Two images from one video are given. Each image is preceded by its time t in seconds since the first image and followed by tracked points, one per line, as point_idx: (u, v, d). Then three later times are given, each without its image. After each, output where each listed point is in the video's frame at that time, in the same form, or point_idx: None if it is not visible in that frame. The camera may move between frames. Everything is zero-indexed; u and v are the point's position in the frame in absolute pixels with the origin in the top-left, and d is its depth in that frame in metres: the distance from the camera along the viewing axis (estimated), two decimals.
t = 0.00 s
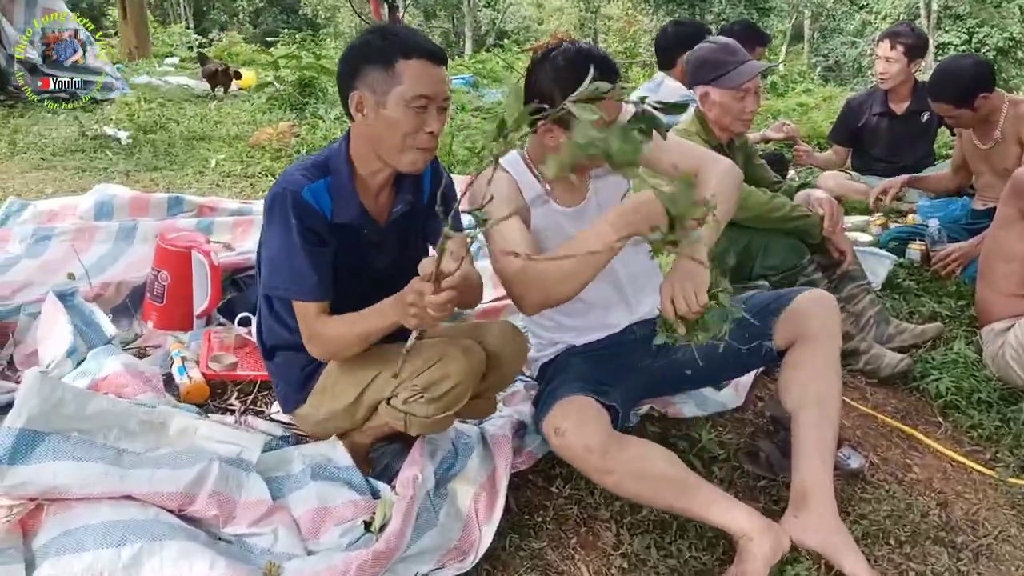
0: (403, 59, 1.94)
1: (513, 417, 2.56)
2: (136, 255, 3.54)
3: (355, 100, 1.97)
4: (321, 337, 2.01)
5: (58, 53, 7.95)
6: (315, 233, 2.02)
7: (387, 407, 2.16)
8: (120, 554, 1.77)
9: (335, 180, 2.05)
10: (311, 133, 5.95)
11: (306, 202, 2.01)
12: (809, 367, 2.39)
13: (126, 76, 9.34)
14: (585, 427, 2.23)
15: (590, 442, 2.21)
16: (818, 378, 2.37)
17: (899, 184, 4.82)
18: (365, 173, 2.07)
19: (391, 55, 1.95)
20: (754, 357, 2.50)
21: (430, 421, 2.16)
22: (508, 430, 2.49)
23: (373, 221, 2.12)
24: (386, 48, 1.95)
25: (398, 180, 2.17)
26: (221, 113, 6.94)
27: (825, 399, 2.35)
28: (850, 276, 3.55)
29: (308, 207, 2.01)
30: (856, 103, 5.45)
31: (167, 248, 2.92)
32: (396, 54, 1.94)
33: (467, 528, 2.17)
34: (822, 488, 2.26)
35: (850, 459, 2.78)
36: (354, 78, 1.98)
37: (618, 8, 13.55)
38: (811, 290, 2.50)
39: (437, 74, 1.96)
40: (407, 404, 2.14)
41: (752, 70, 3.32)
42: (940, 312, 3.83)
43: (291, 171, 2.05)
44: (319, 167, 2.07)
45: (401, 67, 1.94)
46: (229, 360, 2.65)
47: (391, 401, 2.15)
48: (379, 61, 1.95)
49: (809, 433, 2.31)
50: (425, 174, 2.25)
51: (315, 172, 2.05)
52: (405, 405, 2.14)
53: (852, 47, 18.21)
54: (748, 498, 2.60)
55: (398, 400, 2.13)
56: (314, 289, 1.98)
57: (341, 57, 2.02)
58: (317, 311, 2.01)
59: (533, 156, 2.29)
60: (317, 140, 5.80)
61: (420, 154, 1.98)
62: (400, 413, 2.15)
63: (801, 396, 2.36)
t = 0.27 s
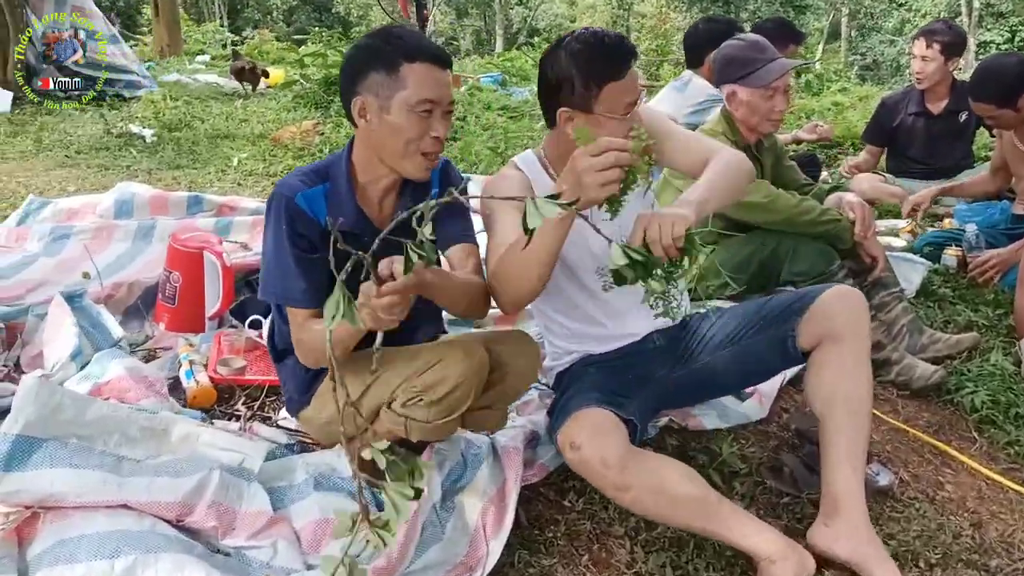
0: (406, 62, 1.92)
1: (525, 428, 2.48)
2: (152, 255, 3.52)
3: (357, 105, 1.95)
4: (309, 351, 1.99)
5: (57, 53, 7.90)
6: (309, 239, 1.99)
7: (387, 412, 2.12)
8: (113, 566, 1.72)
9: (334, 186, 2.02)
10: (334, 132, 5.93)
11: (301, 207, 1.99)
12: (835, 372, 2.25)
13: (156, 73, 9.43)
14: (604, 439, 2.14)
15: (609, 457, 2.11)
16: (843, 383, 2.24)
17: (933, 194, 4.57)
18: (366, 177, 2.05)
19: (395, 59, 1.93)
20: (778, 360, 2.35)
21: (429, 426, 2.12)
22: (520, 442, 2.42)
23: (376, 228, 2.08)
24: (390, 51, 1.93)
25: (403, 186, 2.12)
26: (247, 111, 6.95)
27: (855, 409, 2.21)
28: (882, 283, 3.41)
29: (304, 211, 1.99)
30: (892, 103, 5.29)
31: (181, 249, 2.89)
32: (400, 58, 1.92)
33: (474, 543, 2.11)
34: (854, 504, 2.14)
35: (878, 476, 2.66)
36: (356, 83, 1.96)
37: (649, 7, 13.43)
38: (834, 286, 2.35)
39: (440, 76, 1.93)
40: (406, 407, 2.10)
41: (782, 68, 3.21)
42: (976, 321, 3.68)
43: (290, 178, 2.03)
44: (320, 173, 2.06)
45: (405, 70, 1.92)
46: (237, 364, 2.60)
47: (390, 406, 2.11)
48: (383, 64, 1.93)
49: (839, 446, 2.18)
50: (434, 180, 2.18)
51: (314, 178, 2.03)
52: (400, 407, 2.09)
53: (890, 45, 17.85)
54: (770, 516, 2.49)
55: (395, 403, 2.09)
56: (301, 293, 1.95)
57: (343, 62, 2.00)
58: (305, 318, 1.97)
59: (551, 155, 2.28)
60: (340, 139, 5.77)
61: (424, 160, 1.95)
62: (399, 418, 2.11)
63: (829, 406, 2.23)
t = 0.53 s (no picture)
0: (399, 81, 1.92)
1: (527, 450, 2.44)
2: (159, 266, 3.51)
3: (352, 125, 1.95)
4: (329, 371, 1.97)
5: (56, 54, 7.78)
6: (316, 261, 2.00)
7: (378, 428, 2.07)
8: None
9: (334, 206, 2.03)
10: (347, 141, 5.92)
11: (304, 229, 1.99)
12: (848, 400, 2.17)
13: (174, 82, 9.50)
14: (609, 463, 2.08)
15: (613, 479, 2.06)
16: (855, 413, 2.16)
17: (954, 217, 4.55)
18: (365, 197, 2.04)
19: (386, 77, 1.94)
20: (791, 391, 2.28)
21: (422, 443, 2.05)
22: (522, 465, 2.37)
23: (377, 247, 2.09)
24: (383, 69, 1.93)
25: (401, 206, 2.12)
26: (262, 120, 6.97)
27: (867, 437, 2.13)
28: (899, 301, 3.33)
29: (308, 234, 1.99)
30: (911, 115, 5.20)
31: (183, 262, 2.87)
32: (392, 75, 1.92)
33: (472, 569, 2.06)
34: (862, 534, 2.04)
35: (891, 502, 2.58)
36: (350, 103, 1.97)
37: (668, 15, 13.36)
38: (852, 318, 2.28)
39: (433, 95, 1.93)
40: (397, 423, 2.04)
41: (795, 79, 3.13)
42: (996, 340, 3.59)
43: (291, 199, 2.04)
44: (318, 195, 2.05)
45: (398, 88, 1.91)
46: (237, 380, 2.57)
47: (381, 422, 2.06)
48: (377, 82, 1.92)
49: (849, 476, 2.10)
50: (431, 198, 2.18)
51: (313, 199, 2.03)
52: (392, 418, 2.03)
53: (913, 53, 17.65)
54: (777, 543, 2.43)
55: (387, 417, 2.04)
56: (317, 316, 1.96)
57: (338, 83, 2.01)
58: (320, 338, 1.98)
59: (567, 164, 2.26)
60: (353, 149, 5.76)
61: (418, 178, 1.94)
62: (391, 434, 2.05)
63: (839, 433, 2.15)
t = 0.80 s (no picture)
0: (374, 89, 1.92)
1: (521, 467, 2.41)
2: (154, 278, 3.49)
3: (331, 136, 1.95)
4: (336, 372, 1.91)
5: (57, 54, 7.73)
6: (306, 267, 1.97)
7: (379, 453, 2.05)
8: None
9: (318, 216, 2.01)
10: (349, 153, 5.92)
11: (292, 238, 1.98)
12: (846, 418, 2.14)
13: (179, 93, 9.53)
14: (598, 481, 2.05)
15: (603, 499, 2.03)
16: (853, 431, 2.13)
17: (953, 231, 4.55)
18: (348, 206, 2.04)
19: (360, 88, 1.93)
20: (787, 408, 2.26)
21: (422, 469, 2.03)
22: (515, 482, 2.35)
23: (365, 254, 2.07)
24: (358, 80, 1.93)
25: (385, 213, 2.11)
26: (264, 131, 6.98)
27: (864, 455, 2.10)
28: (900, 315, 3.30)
29: (296, 242, 1.98)
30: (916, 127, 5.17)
31: (176, 276, 2.84)
32: (366, 85, 1.92)
33: None
34: (857, 555, 1.99)
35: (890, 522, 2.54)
36: (326, 115, 1.96)
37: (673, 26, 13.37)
38: (854, 336, 2.25)
39: (410, 101, 1.93)
40: (399, 449, 2.02)
41: (794, 93, 3.10)
42: (998, 356, 3.55)
43: (274, 212, 2.02)
44: (300, 208, 2.04)
45: (375, 98, 1.91)
46: (228, 396, 2.55)
47: (382, 446, 2.04)
48: (354, 94, 1.92)
49: (847, 496, 2.06)
50: (413, 205, 2.20)
51: (297, 211, 2.02)
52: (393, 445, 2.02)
53: (919, 65, 17.61)
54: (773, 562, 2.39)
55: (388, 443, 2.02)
56: (314, 319, 1.90)
57: (311, 97, 2.01)
58: (322, 343, 1.91)
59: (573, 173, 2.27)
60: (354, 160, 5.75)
61: (403, 186, 1.94)
62: (391, 459, 2.03)
63: (837, 451, 2.12)
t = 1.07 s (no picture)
0: (328, 113, 1.94)
1: (510, 485, 2.39)
2: (145, 293, 3.48)
3: (291, 163, 1.98)
4: (309, 409, 1.90)
5: (57, 53, 7.75)
6: (279, 296, 1.98)
7: (356, 464, 2.02)
8: None
9: (291, 243, 2.01)
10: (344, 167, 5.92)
11: (264, 268, 1.98)
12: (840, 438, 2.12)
13: (176, 106, 9.54)
14: (588, 499, 2.01)
15: (592, 517, 1.99)
16: (847, 450, 2.10)
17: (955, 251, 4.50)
18: (319, 229, 2.05)
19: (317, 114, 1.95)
20: (780, 427, 2.24)
21: (400, 478, 2.01)
22: (504, 501, 2.32)
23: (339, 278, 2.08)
24: (311, 108, 1.95)
25: (358, 236, 2.13)
26: (260, 145, 6.98)
27: (858, 474, 2.07)
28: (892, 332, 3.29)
29: (268, 272, 1.98)
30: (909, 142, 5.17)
31: (165, 292, 2.83)
32: (320, 111, 1.94)
33: None
34: None
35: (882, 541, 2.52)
36: (287, 142, 1.99)
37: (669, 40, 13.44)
38: (847, 355, 2.23)
39: (367, 123, 1.95)
40: (375, 459, 2.00)
41: (787, 111, 3.10)
42: (992, 372, 3.54)
43: (245, 240, 2.02)
44: (273, 233, 2.04)
45: (329, 122, 1.93)
46: (215, 413, 2.53)
47: (359, 458, 2.01)
48: (308, 121, 1.95)
49: (839, 514, 2.03)
50: (389, 225, 2.20)
51: (268, 237, 2.02)
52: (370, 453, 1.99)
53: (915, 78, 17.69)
54: None
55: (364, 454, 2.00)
56: (286, 353, 1.92)
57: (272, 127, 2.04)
58: (297, 377, 1.92)
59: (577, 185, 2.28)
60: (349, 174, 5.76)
61: (365, 209, 1.95)
62: (369, 469, 2.01)
63: (831, 470, 2.09)
